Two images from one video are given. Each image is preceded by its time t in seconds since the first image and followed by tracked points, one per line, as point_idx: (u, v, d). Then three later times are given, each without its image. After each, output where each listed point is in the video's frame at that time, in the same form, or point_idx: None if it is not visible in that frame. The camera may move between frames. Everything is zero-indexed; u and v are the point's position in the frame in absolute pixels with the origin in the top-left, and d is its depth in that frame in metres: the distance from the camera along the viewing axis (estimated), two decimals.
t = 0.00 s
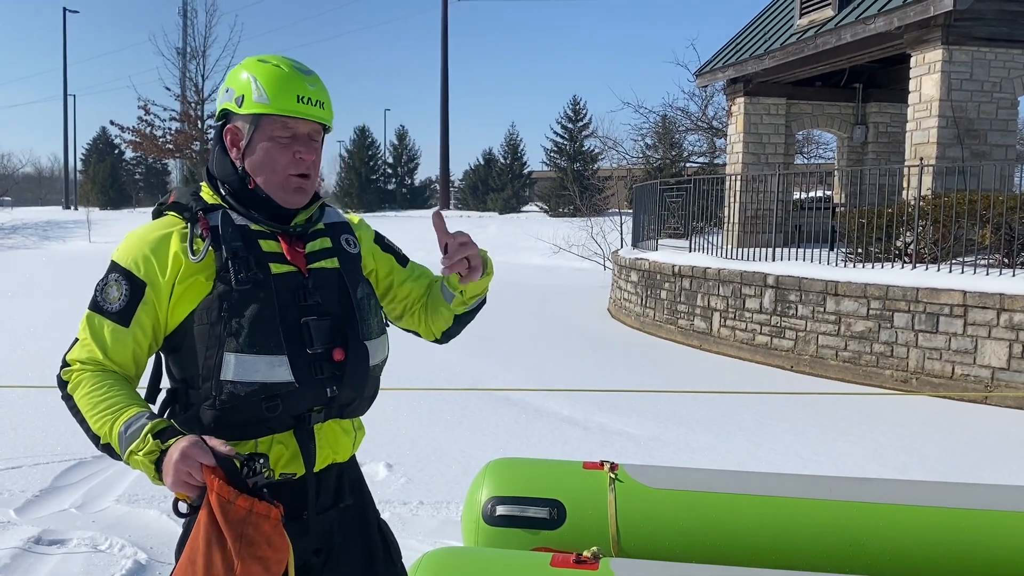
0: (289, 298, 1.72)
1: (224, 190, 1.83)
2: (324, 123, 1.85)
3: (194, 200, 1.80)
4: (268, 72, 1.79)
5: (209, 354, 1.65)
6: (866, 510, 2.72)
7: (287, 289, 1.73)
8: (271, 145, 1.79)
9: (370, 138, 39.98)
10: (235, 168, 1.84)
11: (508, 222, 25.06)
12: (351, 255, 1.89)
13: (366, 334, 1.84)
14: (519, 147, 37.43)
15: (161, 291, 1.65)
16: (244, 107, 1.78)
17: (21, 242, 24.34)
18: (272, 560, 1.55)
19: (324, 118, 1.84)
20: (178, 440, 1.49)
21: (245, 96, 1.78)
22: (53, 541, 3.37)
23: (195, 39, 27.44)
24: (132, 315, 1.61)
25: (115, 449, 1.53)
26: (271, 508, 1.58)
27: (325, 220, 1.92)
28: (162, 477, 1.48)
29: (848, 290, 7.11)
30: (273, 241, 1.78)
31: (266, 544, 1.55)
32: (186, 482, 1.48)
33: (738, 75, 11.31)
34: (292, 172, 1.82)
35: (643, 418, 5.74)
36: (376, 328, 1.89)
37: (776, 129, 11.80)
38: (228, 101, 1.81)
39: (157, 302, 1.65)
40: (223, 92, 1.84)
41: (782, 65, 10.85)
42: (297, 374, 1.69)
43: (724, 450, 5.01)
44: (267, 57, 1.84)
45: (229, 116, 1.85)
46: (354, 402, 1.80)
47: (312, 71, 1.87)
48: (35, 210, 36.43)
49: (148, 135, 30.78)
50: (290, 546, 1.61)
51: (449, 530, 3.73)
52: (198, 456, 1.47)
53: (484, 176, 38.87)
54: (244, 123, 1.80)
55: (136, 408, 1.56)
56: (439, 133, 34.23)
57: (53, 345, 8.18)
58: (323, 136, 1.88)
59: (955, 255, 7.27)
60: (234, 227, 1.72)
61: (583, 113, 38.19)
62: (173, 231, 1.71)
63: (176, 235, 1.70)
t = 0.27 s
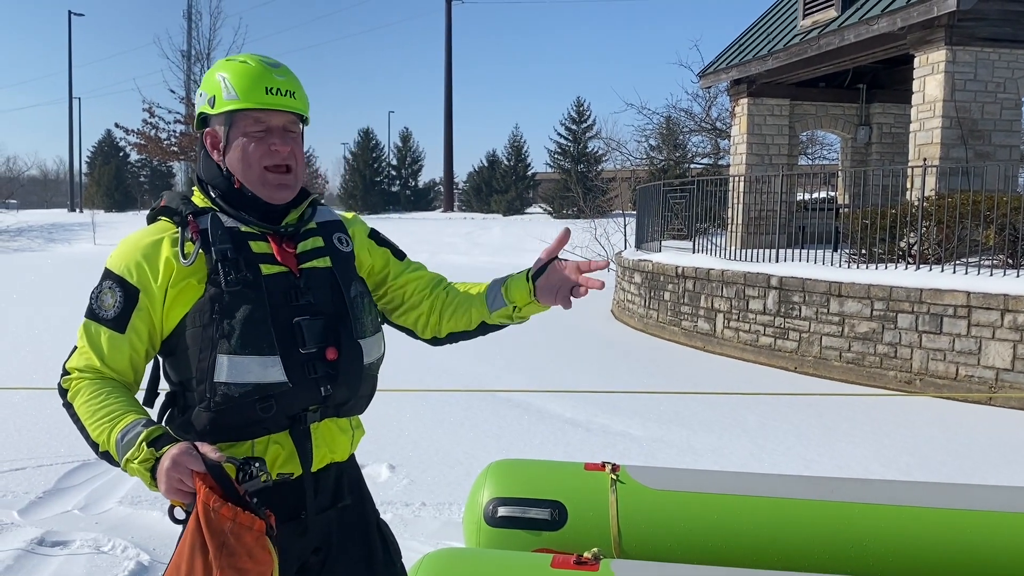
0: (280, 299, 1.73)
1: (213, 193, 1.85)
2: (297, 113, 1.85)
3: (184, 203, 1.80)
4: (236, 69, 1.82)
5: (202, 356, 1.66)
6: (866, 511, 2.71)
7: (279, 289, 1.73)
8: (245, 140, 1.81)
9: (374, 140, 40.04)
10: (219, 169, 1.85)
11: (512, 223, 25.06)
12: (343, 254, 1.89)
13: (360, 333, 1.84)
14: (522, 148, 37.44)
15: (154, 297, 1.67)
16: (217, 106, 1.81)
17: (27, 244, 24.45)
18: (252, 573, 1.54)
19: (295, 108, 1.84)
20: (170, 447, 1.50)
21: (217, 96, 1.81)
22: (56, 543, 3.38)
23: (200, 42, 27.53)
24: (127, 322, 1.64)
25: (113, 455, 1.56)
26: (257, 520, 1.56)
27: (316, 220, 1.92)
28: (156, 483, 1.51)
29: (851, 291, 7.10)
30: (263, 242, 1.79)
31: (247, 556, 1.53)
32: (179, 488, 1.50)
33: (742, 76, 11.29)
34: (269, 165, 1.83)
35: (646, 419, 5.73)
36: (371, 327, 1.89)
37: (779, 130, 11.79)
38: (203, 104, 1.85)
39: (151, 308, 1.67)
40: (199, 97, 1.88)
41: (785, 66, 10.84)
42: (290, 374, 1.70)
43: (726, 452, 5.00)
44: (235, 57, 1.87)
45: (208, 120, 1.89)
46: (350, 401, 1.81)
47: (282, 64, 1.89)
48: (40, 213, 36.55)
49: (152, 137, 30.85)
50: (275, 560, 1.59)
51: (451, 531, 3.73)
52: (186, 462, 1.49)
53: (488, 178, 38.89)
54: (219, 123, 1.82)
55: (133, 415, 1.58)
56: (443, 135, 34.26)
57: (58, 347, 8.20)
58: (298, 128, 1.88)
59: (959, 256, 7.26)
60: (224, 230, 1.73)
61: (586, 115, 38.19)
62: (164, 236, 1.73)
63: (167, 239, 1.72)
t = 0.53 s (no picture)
0: (275, 302, 1.74)
1: (209, 195, 1.87)
2: (286, 115, 1.85)
3: (181, 205, 1.80)
4: (224, 73, 1.82)
5: (197, 358, 1.67)
6: (868, 511, 2.71)
7: (274, 291, 1.74)
8: (234, 145, 1.82)
9: (379, 141, 40.10)
10: (215, 172, 1.88)
11: (516, 224, 25.06)
12: (342, 255, 1.88)
13: (356, 335, 1.84)
14: (527, 149, 37.44)
15: (152, 300, 1.68)
16: (206, 111, 1.82)
17: (33, 245, 24.57)
18: None
19: (282, 110, 1.83)
20: (165, 451, 1.52)
21: (206, 100, 1.82)
22: (60, 542, 3.40)
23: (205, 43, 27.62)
24: (127, 323, 1.65)
25: (111, 455, 1.58)
26: (245, 527, 1.58)
27: (315, 220, 1.92)
28: (150, 487, 1.53)
29: (855, 291, 7.09)
30: (259, 244, 1.79)
31: (234, 562, 1.55)
32: (170, 494, 1.52)
33: (746, 76, 11.28)
34: (260, 169, 1.83)
35: (649, 419, 5.73)
36: (368, 329, 1.89)
37: (783, 130, 11.77)
38: (195, 108, 1.86)
39: (150, 310, 1.68)
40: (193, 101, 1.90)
41: (789, 66, 10.82)
42: (283, 377, 1.71)
43: (729, 452, 5.00)
44: (223, 59, 1.86)
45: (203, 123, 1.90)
46: (345, 404, 1.81)
47: (270, 64, 1.87)
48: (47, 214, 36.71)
49: (158, 138, 30.97)
50: (263, 565, 1.61)
51: (453, 531, 3.74)
52: (176, 469, 1.50)
53: (492, 178, 38.90)
54: (209, 128, 1.84)
55: (132, 417, 1.60)
56: (447, 135, 34.29)
57: (63, 348, 8.23)
58: (288, 129, 1.88)
59: (963, 256, 7.24)
60: (220, 232, 1.73)
61: (591, 115, 38.18)
62: (163, 239, 1.73)
63: (164, 243, 1.72)
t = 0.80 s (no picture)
0: (276, 303, 1.75)
1: (217, 195, 1.88)
2: (295, 116, 1.86)
3: (188, 204, 1.81)
4: (235, 74, 1.84)
5: (198, 357, 1.68)
6: (872, 511, 2.71)
7: (276, 292, 1.76)
8: (243, 145, 1.83)
9: (384, 141, 40.16)
10: (223, 171, 1.89)
11: (522, 224, 25.06)
12: (346, 257, 1.90)
13: (357, 337, 1.85)
14: (532, 149, 37.44)
15: (157, 298, 1.70)
16: (215, 112, 1.84)
17: (41, 244, 24.73)
18: None
19: (290, 112, 1.84)
20: (165, 449, 1.55)
21: (216, 101, 1.84)
22: (67, 540, 3.43)
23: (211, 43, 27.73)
24: (132, 319, 1.67)
25: (115, 451, 1.60)
26: (244, 526, 1.60)
27: (321, 222, 1.94)
28: (151, 485, 1.56)
29: (861, 291, 7.07)
30: (263, 244, 1.81)
31: (232, 561, 1.57)
32: (171, 492, 1.56)
33: (751, 75, 11.26)
34: (268, 169, 1.84)
35: (653, 419, 5.73)
36: (370, 332, 1.90)
37: (789, 130, 11.75)
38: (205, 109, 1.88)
39: (155, 308, 1.70)
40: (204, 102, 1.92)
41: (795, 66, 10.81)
42: (283, 379, 1.71)
43: (733, 452, 4.99)
44: (234, 60, 1.88)
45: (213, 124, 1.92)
46: (345, 406, 1.82)
47: (280, 66, 1.89)
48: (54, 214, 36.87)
49: (165, 138, 31.09)
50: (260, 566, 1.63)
51: (457, 530, 3.75)
52: (178, 467, 1.54)
53: (498, 178, 38.91)
54: (219, 128, 1.85)
55: (135, 413, 1.62)
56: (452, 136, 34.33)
57: (71, 347, 8.27)
58: (297, 131, 1.89)
59: (969, 256, 7.21)
60: (224, 232, 1.74)
61: (596, 115, 38.14)
62: (169, 237, 1.75)
63: (171, 241, 1.74)
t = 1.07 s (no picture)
0: (282, 301, 1.76)
1: (223, 192, 1.89)
2: (302, 116, 1.87)
3: (194, 202, 1.81)
4: (243, 73, 1.85)
5: (205, 353, 1.70)
6: (871, 509, 2.71)
7: (282, 289, 1.76)
8: (251, 144, 1.84)
9: (390, 140, 40.22)
10: (230, 169, 1.89)
11: (528, 223, 25.06)
12: (351, 255, 1.91)
13: (363, 334, 1.86)
14: (538, 148, 37.44)
15: (163, 295, 1.71)
16: (223, 110, 1.84)
17: (49, 243, 24.86)
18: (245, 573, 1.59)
19: (299, 111, 1.86)
20: (172, 446, 1.56)
21: (224, 99, 1.85)
22: (74, 536, 3.45)
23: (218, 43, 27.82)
24: (138, 316, 1.68)
25: (121, 447, 1.61)
26: (250, 522, 1.63)
27: (326, 219, 1.95)
28: (158, 482, 1.56)
29: (867, 290, 7.06)
30: (269, 242, 1.81)
31: (240, 558, 1.59)
32: (177, 489, 1.56)
33: (758, 74, 11.23)
34: (275, 168, 1.85)
35: (659, 418, 5.73)
36: (375, 329, 1.91)
37: (796, 129, 11.72)
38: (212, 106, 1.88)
39: (161, 305, 1.72)
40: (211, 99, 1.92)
41: (801, 64, 10.78)
42: (289, 375, 1.73)
43: (738, 450, 4.99)
44: (242, 58, 1.89)
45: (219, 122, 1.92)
46: (350, 402, 1.83)
47: (288, 65, 1.90)
48: (62, 212, 37.04)
49: (171, 137, 31.20)
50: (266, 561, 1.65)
51: (462, 528, 3.76)
52: (186, 464, 1.55)
53: (504, 177, 38.92)
54: (226, 126, 1.86)
55: (141, 410, 1.63)
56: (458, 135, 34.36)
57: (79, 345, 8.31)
58: (305, 130, 1.91)
59: (976, 255, 7.19)
60: (230, 229, 1.75)
61: (602, 114, 38.11)
62: (175, 235, 1.76)
63: (177, 238, 1.75)
